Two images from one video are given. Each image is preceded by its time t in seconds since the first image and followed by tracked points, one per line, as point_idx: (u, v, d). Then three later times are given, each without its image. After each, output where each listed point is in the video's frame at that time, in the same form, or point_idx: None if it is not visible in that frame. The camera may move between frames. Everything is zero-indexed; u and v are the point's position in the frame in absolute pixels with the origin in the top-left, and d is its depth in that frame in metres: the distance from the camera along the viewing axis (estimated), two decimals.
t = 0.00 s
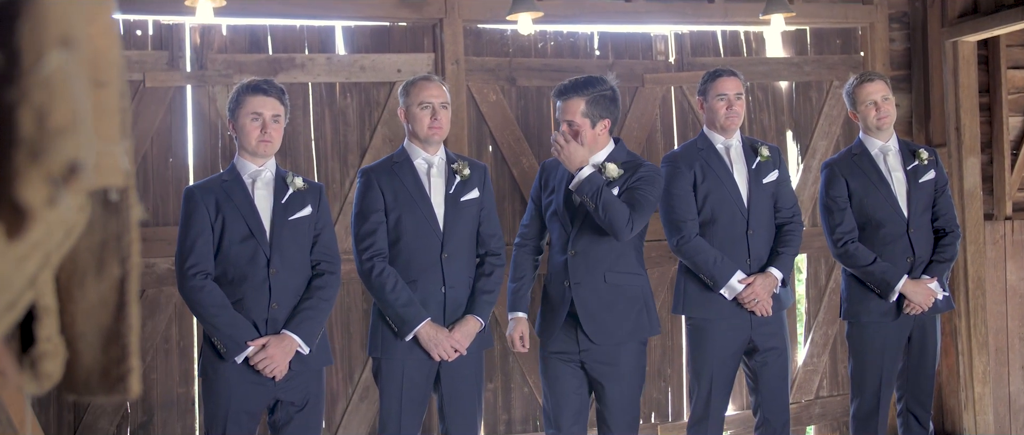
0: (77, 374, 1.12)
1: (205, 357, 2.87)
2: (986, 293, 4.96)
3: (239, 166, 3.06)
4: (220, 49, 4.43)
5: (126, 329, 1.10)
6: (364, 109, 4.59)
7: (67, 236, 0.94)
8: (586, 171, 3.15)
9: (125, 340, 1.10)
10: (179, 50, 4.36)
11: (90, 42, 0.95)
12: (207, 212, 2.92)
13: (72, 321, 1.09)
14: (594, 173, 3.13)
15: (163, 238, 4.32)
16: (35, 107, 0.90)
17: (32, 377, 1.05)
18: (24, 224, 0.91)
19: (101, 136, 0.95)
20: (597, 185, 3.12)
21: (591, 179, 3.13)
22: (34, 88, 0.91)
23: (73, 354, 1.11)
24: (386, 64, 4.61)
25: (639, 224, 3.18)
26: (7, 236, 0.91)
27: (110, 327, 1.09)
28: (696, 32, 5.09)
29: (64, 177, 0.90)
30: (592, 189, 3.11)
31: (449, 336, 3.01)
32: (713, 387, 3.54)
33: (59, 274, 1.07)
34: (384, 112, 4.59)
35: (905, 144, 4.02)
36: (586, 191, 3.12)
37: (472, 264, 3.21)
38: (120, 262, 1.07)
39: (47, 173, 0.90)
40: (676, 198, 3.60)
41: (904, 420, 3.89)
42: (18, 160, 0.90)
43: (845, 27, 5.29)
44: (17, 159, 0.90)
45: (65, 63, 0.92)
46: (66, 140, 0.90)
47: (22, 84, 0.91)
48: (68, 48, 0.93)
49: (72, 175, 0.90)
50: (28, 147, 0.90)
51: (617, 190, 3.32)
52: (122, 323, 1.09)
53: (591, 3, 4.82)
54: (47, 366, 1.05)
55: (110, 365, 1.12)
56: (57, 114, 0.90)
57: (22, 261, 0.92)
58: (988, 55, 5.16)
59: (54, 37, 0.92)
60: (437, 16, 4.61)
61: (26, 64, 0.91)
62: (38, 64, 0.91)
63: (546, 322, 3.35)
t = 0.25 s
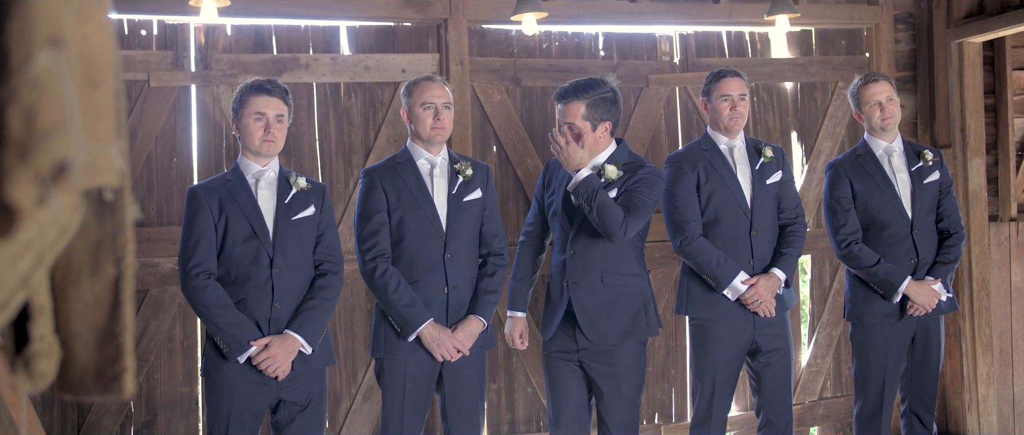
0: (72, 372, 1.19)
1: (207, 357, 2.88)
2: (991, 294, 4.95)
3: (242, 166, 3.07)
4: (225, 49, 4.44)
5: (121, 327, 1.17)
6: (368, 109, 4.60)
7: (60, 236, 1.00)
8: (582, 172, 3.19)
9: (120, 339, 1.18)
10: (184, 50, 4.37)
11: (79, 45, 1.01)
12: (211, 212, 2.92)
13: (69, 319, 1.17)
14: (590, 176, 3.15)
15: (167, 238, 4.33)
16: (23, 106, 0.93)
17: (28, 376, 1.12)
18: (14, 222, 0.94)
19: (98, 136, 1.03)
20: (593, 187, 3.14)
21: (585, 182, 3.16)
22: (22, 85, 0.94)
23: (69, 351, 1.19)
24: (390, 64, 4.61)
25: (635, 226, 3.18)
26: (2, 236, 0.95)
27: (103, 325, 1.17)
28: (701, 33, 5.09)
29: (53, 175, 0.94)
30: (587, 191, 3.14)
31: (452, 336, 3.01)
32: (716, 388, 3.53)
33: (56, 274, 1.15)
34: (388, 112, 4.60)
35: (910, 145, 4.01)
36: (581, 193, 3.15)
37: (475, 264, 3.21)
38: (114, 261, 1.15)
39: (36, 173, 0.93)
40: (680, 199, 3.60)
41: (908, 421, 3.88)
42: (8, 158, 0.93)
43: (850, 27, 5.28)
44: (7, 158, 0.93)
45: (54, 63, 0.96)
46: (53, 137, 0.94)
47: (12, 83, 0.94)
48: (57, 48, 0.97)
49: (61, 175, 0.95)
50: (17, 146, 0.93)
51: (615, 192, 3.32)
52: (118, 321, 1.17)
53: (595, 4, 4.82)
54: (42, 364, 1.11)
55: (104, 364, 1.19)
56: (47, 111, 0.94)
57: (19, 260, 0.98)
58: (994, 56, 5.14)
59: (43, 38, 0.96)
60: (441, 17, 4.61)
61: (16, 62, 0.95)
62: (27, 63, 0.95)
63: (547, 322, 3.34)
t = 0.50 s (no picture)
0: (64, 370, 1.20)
1: (204, 356, 2.88)
2: (989, 295, 4.96)
3: (240, 166, 3.07)
4: (224, 48, 4.44)
5: (110, 327, 1.18)
6: (367, 109, 4.60)
7: (47, 236, 1.01)
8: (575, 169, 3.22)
9: (108, 339, 1.18)
10: (182, 49, 4.36)
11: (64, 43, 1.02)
12: (209, 212, 2.92)
13: (59, 320, 1.18)
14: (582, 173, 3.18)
15: (165, 237, 4.34)
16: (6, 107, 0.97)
17: (17, 377, 1.12)
18: None
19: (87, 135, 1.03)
20: (584, 184, 3.17)
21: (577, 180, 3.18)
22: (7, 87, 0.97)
23: (60, 352, 1.20)
24: (389, 64, 4.61)
25: (627, 223, 3.18)
26: None
27: (93, 325, 1.18)
28: (700, 33, 5.09)
29: (37, 173, 0.97)
30: (578, 187, 3.16)
31: (449, 336, 3.02)
32: (713, 388, 3.54)
33: (46, 274, 1.16)
34: (387, 112, 4.60)
35: (908, 145, 4.01)
36: (573, 189, 3.17)
37: (472, 264, 3.21)
38: (103, 259, 1.15)
39: (19, 172, 0.96)
40: (677, 199, 3.60)
41: (905, 422, 3.89)
42: None
43: (850, 28, 5.28)
44: None
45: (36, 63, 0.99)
46: (39, 136, 0.97)
47: None
48: (41, 47, 1.00)
49: (44, 174, 0.97)
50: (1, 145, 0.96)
51: (607, 191, 3.33)
52: (106, 320, 1.17)
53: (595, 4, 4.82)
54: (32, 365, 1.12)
55: (94, 365, 1.19)
56: (30, 114, 0.97)
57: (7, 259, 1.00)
58: (994, 57, 5.14)
59: (26, 36, 0.99)
60: (441, 16, 4.61)
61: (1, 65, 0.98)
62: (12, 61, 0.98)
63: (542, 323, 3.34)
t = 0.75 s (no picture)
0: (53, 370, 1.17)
1: (199, 355, 2.88)
2: (984, 296, 4.98)
3: (236, 165, 3.07)
4: (220, 47, 4.43)
5: (97, 326, 1.16)
6: (364, 108, 4.60)
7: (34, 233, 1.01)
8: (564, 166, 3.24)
9: (95, 337, 1.17)
10: (179, 48, 4.36)
11: (51, 43, 1.01)
12: (203, 210, 2.92)
13: (46, 316, 1.16)
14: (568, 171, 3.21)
15: (161, 236, 4.33)
16: None
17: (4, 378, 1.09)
18: None
19: (76, 135, 1.02)
20: (571, 181, 3.18)
21: (563, 177, 3.21)
22: None
23: (47, 349, 1.17)
24: (386, 63, 4.61)
25: (612, 221, 3.17)
26: None
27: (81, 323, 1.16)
28: (697, 34, 5.10)
29: (17, 171, 0.96)
30: (564, 182, 3.18)
31: (444, 335, 3.02)
32: (708, 388, 3.54)
33: (35, 273, 1.15)
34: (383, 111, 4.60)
35: (904, 146, 4.02)
36: (559, 185, 3.19)
37: (467, 264, 3.22)
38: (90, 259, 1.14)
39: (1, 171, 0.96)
40: (672, 199, 3.61)
41: (900, 423, 3.89)
42: None
43: (846, 29, 5.29)
44: None
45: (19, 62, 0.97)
46: (21, 135, 0.96)
47: None
48: (25, 46, 0.98)
49: (25, 172, 0.97)
50: None
51: (594, 189, 3.32)
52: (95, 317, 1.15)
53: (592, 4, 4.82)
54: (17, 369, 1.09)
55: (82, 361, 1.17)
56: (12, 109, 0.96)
57: None
58: (990, 59, 5.15)
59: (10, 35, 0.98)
60: (437, 16, 4.61)
61: None
62: None
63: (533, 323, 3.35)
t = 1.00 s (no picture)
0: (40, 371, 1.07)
1: (195, 354, 2.88)
2: (981, 298, 4.98)
3: (232, 163, 3.07)
4: (218, 46, 4.43)
5: (88, 323, 1.05)
6: (362, 107, 4.60)
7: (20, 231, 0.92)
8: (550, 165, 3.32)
9: (87, 334, 1.05)
10: (177, 46, 4.36)
11: (39, 39, 0.91)
12: (200, 209, 2.92)
13: (37, 314, 1.05)
14: (551, 170, 3.28)
15: (158, 234, 4.33)
16: None
17: None
18: None
19: (65, 130, 0.92)
20: (553, 180, 3.24)
21: (547, 175, 3.27)
22: None
23: (38, 347, 1.06)
24: (384, 63, 4.61)
25: (595, 221, 3.18)
26: None
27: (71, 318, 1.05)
28: (695, 34, 5.10)
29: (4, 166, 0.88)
30: (545, 178, 3.26)
31: (440, 335, 3.02)
32: (704, 388, 3.55)
33: (25, 269, 1.04)
34: (381, 111, 4.60)
35: (901, 148, 4.03)
36: (542, 183, 3.27)
37: (464, 263, 3.22)
38: (83, 253, 1.03)
39: None
40: (669, 200, 3.61)
41: (896, 424, 3.90)
42: None
43: (844, 31, 5.30)
44: None
45: None
46: (8, 134, 0.87)
47: None
48: (11, 44, 0.88)
49: (11, 169, 0.88)
50: None
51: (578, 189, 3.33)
52: (86, 318, 1.05)
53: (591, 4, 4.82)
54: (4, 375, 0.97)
55: (72, 361, 1.07)
56: None
57: None
58: (988, 61, 5.16)
59: None
60: (436, 15, 4.61)
61: None
62: None
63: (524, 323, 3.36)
